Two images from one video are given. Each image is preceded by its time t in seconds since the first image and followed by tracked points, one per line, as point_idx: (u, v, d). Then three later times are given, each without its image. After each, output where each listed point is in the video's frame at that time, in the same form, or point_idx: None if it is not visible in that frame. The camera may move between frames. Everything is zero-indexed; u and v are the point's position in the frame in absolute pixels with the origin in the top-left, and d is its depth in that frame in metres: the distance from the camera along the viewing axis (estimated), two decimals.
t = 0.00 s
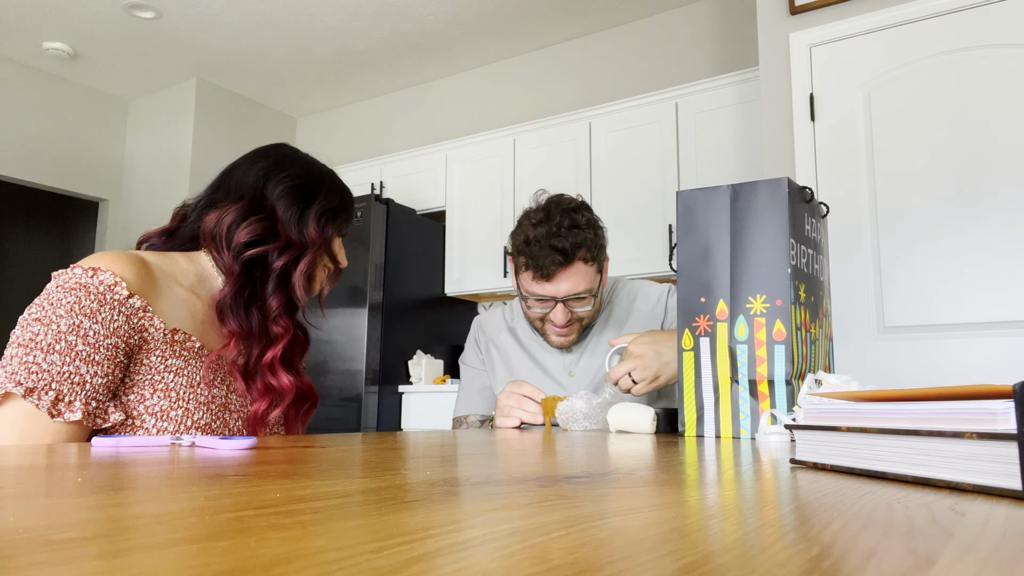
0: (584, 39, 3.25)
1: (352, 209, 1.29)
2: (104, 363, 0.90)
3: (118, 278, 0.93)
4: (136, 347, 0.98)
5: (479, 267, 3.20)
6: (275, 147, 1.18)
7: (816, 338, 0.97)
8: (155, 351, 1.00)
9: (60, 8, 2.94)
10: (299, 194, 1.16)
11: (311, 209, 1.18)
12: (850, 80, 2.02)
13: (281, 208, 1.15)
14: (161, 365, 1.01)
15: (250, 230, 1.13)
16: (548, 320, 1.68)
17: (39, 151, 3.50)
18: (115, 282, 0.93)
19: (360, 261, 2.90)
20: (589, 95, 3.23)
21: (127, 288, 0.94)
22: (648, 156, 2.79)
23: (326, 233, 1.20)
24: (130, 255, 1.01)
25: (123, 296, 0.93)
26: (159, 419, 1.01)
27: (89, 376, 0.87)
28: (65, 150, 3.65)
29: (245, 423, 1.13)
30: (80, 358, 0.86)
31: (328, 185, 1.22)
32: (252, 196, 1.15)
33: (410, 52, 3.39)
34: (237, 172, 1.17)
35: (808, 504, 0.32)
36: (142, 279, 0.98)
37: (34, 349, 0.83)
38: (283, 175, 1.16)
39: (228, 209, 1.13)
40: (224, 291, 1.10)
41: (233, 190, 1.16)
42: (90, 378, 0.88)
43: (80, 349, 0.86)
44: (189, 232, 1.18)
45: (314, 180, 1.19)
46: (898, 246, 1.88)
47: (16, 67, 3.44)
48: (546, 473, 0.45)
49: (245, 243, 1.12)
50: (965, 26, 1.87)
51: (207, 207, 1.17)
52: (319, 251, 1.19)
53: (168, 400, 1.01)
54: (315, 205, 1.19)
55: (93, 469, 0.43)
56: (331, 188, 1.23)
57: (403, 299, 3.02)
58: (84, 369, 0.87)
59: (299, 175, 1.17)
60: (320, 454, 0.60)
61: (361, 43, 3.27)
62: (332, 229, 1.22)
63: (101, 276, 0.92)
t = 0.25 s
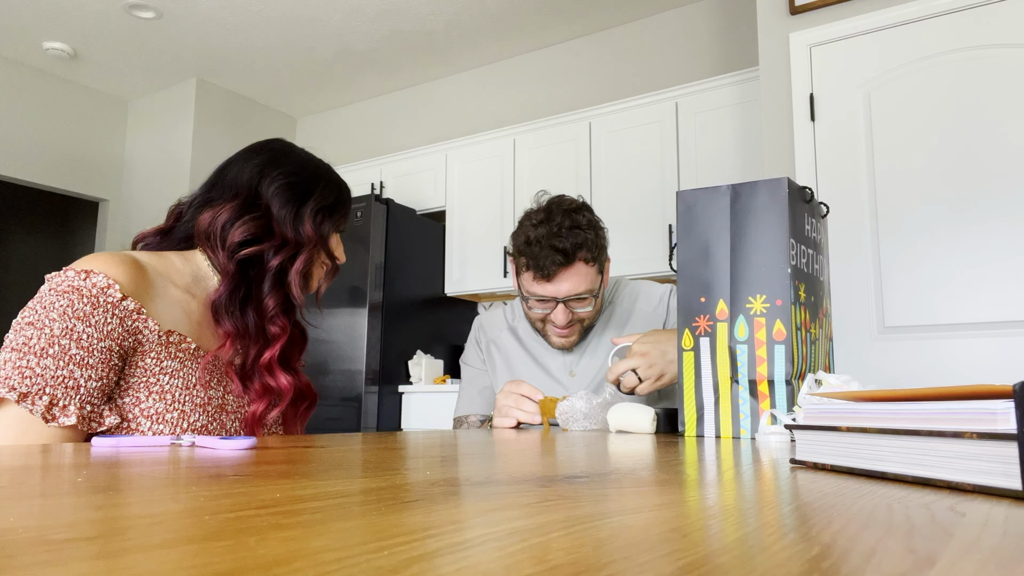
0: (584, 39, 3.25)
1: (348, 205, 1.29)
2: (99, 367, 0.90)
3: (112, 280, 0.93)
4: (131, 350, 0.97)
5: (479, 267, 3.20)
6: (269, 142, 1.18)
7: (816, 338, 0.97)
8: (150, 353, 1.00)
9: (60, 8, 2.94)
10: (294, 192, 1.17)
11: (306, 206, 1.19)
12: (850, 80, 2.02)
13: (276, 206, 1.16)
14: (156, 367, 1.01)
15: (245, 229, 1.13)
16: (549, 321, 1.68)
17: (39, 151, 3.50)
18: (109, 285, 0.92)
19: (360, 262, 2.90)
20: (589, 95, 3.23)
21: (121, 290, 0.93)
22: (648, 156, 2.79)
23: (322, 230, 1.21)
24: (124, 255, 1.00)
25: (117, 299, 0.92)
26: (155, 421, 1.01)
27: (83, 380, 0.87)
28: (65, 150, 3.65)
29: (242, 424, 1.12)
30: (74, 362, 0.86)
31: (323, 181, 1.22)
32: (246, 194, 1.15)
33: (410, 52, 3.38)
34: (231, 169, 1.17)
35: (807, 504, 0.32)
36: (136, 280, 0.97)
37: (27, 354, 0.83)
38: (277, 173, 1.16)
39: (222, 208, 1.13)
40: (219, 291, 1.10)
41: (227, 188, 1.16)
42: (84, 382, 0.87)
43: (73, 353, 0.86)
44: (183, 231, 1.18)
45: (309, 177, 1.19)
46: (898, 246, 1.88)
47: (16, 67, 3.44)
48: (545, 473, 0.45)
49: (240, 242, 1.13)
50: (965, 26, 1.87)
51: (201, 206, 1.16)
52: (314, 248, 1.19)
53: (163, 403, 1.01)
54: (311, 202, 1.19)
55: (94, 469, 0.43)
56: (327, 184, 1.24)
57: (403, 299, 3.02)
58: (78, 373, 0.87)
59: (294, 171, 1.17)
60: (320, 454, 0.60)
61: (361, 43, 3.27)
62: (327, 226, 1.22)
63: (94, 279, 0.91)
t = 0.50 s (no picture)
0: (584, 39, 3.25)
1: (347, 203, 1.29)
2: (97, 368, 0.90)
3: (110, 281, 0.93)
4: (130, 351, 0.97)
5: (479, 267, 3.20)
6: (268, 141, 1.18)
7: (816, 338, 0.97)
8: (148, 354, 1.00)
9: (60, 8, 2.94)
10: (292, 191, 1.17)
11: (304, 205, 1.19)
12: (850, 80, 2.02)
13: (274, 206, 1.16)
14: (155, 368, 1.01)
15: (243, 228, 1.13)
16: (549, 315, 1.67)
17: (39, 151, 3.50)
18: (107, 285, 0.92)
19: (360, 262, 2.90)
20: (589, 95, 3.23)
21: (119, 291, 0.93)
22: (648, 156, 2.79)
23: (320, 229, 1.21)
24: (123, 255, 1.00)
25: (115, 300, 0.92)
26: (154, 423, 1.01)
27: (82, 381, 0.87)
28: (64, 149, 3.65)
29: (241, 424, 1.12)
30: (73, 363, 0.86)
31: (321, 180, 1.22)
32: (244, 193, 1.15)
33: (410, 52, 3.38)
34: (229, 168, 1.17)
35: (808, 504, 0.32)
36: (134, 281, 0.97)
37: (26, 355, 0.83)
38: (276, 172, 1.16)
39: (220, 207, 1.13)
40: (217, 291, 1.10)
41: (225, 187, 1.16)
42: (83, 384, 0.87)
43: (72, 355, 0.86)
44: (182, 230, 1.18)
45: (307, 176, 1.19)
46: (898, 246, 1.88)
47: (16, 67, 3.44)
48: (545, 473, 0.45)
49: (238, 242, 1.13)
50: (965, 26, 1.87)
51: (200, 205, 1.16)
52: (313, 248, 1.19)
53: (162, 404, 1.01)
54: (309, 201, 1.19)
55: (94, 469, 0.43)
56: (325, 183, 1.24)
57: (403, 299, 3.02)
58: (77, 374, 0.87)
59: (292, 170, 1.17)
60: (319, 453, 0.60)
61: (361, 43, 3.27)
62: (326, 225, 1.22)
63: (93, 280, 0.91)
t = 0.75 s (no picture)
0: (584, 39, 3.25)
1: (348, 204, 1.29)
2: (98, 368, 0.90)
3: (110, 280, 0.93)
4: (130, 351, 0.98)
5: (479, 267, 3.20)
6: (269, 141, 1.19)
7: (816, 338, 0.97)
8: (149, 355, 1.00)
9: (60, 8, 2.94)
10: (293, 191, 1.17)
11: (305, 204, 1.19)
12: (850, 80, 2.02)
13: (275, 205, 1.16)
14: (155, 368, 1.01)
15: (244, 228, 1.13)
16: (564, 303, 1.68)
17: (39, 151, 3.50)
18: (107, 285, 0.92)
19: (360, 262, 2.91)
20: (589, 95, 3.23)
21: (120, 290, 0.93)
22: (648, 156, 2.79)
23: (321, 229, 1.21)
24: (123, 255, 1.00)
25: (116, 300, 0.92)
26: (154, 423, 1.01)
27: (83, 381, 0.87)
28: (64, 149, 3.65)
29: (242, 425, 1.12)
30: (74, 364, 0.86)
31: (322, 180, 1.22)
32: (245, 194, 1.15)
33: (410, 52, 3.38)
34: (230, 169, 1.17)
35: (808, 504, 0.32)
36: (135, 280, 0.97)
37: (27, 355, 0.83)
38: (276, 172, 1.16)
39: (221, 207, 1.13)
40: (218, 291, 1.10)
41: (226, 188, 1.16)
42: (84, 384, 0.87)
43: (73, 355, 0.86)
44: (183, 230, 1.18)
45: (308, 176, 1.19)
46: (898, 246, 1.88)
47: (16, 67, 3.44)
48: (545, 473, 0.45)
49: (239, 242, 1.13)
50: (965, 26, 1.87)
51: (201, 206, 1.17)
52: (313, 248, 1.19)
53: (163, 404, 1.01)
54: (310, 201, 1.19)
55: (94, 469, 0.43)
56: (327, 183, 1.24)
57: (403, 299, 3.02)
58: (78, 374, 0.87)
59: (293, 171, 1.18)
60: (320, 453, 0.60)
61: (361, 43, 3.27)
62: (326, 225, 1.22)
63: (93, 280, 0.91)
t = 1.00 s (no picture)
0: (583, 39, 3.26)
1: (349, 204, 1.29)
2: (98, 368, 0.90)
3: (111, 281, 0.93)
4: (130, 352, 0.98)
5: (479, 267, 3.20)
6: (270, 141, 1.18)
7: (816, 338, 0.97)
8: (149, 355, 1.00)
9: (60, 7, 2.94)
10: (293, 191, 1.17)
11: (306, 205, 1.18)
12: (850, 80, 2.02)
13: (275, 206, 1.16)
14: (156, 368, 1.01)
15: (244, 229, 1.13)
16: (580, 308, 1.68)
17: (39, 151, 3.50)
18: (108, 286, 0.92)
19: (360, 262, 2.91)
20: (589, 95, 3.23)
21: (121, 291, 0.94)
22: (648, 156, 2.79)
23: (322, 230, 1.21)
24: (123, 255, 1.00)
25: (116, 300, 0.92)
26: (154, 423, 1.01)
27: (83, 382, 0.87)
28: (65, 149, 3.65)
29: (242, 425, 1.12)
30: (74, 364, 0.86)
31: (323, 180, 1.22)
32: (245, 194, 1.15)
33: (410, 52, 3.38)
34: (230, 169, 1.17)
35: (808, 503, 0.32)
36: (136, 281, 0.97)
37: (27, 356, 0.83)
38: (277, 172, 1.16)
39: (221, 207, 1.13)
40: (218, 291, 1.10)
41: (227, 188, 1.16)
42: (84, 385, 0.87)
43: (73, 355, 0.86)
44: (183, 230, 1.18)
45: (309, 176, 1.19)
46: (898, 245, 1.88)
47: (17, 67, 3.44)
48: (545, 473, 0.45)
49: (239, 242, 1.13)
50: (965, 26, 1.87)
51: (202, 205, 1.17)
52: (313, 248, 1.19)
53: (163, 404, 1.01)
54: (310, 201, 1.19)
55: (95, 469, 0.43)
56: (327, 183, 1.24)
57: (403, 299, 3.02)
58: (78, 375, 0.87)
59: (294, 171, 1.18)
60: (321, 454, 0.60)
61: (361, 43, 3.27)
62: (327, 226, 1.22)
63: (93, 281, 0.91)
